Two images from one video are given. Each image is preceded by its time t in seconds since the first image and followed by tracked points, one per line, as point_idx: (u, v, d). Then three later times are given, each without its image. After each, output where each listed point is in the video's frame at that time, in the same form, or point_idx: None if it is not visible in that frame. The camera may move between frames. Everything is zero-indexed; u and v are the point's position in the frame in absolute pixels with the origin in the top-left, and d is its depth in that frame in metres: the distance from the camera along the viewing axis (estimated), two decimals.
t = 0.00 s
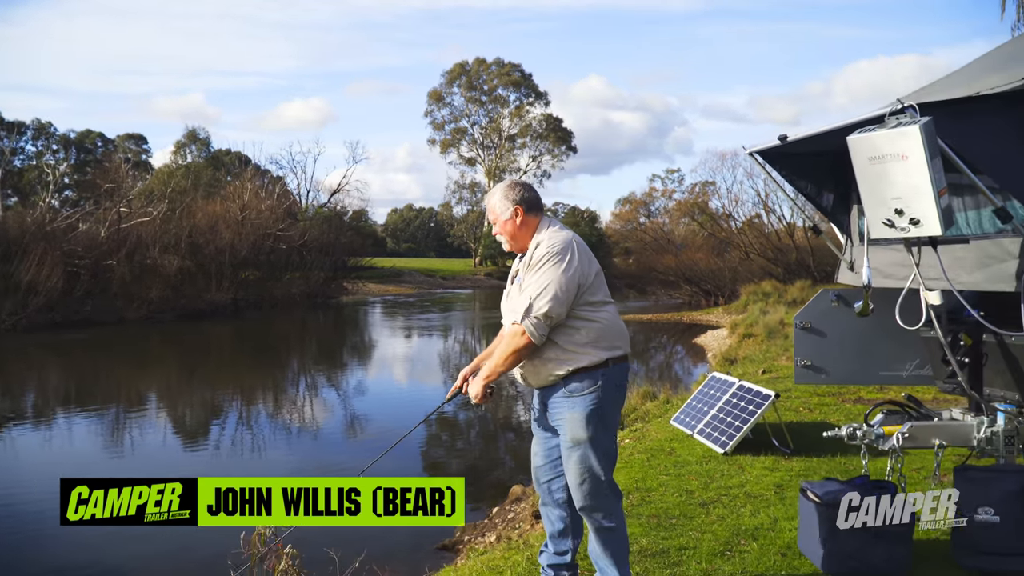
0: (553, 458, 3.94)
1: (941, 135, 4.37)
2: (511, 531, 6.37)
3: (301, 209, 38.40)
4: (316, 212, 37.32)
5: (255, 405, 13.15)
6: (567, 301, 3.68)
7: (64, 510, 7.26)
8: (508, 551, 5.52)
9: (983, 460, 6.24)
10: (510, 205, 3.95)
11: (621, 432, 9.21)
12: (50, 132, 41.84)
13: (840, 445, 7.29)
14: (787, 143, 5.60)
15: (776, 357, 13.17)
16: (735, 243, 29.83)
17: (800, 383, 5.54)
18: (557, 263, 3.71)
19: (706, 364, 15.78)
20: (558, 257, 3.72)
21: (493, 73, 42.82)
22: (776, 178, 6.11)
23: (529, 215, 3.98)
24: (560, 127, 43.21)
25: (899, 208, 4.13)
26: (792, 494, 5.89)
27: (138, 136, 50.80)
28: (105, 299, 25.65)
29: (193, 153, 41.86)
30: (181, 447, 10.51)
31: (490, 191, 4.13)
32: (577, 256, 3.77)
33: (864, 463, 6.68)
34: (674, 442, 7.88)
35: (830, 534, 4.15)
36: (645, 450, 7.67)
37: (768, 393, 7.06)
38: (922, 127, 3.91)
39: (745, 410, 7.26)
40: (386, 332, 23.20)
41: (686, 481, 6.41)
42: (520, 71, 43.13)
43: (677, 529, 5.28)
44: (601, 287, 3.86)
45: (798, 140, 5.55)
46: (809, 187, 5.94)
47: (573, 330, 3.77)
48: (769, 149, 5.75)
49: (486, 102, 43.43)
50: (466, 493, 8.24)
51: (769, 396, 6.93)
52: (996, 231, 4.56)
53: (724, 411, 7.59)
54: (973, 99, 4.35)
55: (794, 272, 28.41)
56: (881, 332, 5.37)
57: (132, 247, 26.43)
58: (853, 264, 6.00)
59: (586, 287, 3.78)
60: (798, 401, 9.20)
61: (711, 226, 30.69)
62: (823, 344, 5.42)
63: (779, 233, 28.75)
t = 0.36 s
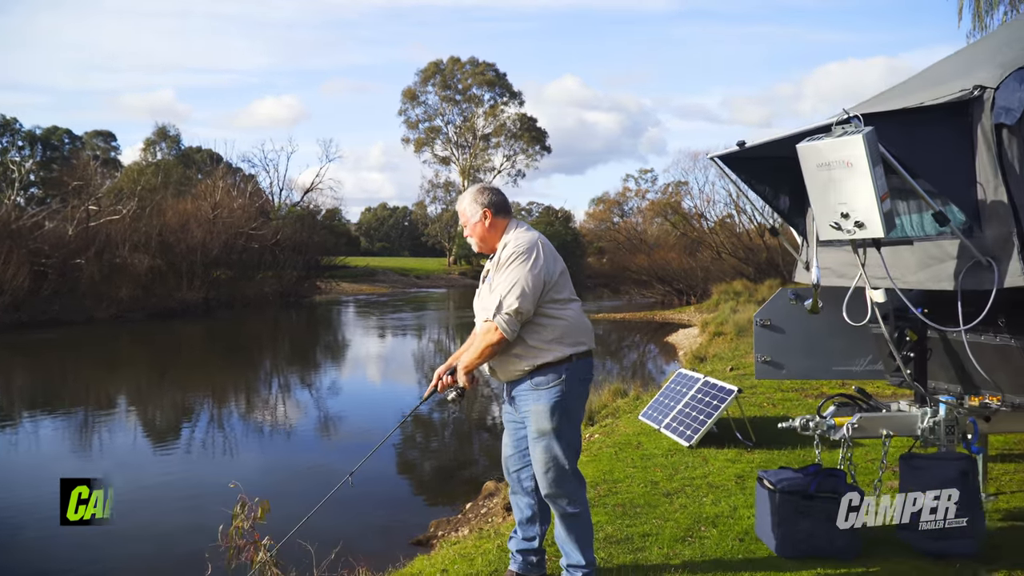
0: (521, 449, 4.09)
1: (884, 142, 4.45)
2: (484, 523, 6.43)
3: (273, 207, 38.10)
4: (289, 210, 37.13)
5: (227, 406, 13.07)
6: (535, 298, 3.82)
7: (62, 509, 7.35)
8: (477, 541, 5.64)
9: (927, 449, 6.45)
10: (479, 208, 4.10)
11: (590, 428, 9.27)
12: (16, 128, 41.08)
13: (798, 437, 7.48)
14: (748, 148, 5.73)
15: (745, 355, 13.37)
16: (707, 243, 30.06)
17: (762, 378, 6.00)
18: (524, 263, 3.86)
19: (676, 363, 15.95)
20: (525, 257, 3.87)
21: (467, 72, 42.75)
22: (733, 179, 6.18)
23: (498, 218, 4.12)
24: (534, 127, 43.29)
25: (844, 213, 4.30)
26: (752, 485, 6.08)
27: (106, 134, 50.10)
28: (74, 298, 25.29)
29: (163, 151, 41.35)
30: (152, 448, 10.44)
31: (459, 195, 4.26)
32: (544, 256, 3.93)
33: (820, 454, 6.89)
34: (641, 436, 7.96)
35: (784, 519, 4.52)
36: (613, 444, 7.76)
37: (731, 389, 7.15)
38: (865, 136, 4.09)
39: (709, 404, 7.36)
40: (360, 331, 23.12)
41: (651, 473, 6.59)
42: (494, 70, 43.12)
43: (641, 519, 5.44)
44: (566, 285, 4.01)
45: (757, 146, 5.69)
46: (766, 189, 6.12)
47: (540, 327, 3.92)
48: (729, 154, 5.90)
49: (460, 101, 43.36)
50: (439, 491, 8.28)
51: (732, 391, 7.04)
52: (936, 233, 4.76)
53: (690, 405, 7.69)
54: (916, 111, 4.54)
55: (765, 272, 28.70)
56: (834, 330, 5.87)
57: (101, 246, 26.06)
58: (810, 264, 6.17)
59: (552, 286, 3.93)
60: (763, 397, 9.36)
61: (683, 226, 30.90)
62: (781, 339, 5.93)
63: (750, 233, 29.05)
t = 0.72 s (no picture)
0: (485, 443, 4.15)
1: (827, 147, 4.75)
2: (449, 518, 6.46)
3: (237, 206, 37.63)
4: (253, 209, 36.71)
5: (189, 407, 12.94)
6: (496, 300, 3.87)
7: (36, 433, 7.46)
8: (439, 535, 5.69)
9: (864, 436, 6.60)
10: (446, 211, 4.16)
11: (554, 425, 9.32)
12: None
13: (754, 431, 7.63)
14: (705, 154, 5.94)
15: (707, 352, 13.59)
16: (672, 242, 30.31)
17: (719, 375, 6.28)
18: (486, 266, 3.90)
19: (641, 361, 16.13)
20: (487, 259, 3.92)
21: (433, 71, 42.61)
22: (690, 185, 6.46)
23: (465, 221, 4.17)
24: (500, 126, 43.32)
25: (791, 216, 4.70)
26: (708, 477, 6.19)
27: (64, 130, 49.05)
28: (31, 299, 24.76)
29: (123, 148, 40.61)
30: (112, 451, 10.31)
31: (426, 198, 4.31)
32: (507, 258, 3.98)
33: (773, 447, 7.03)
34: (603, 431, 8.06)
35: (736, 508, 4.65)
36: (575, 440, 7.85)
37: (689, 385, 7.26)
38: (808, 145, 4.43)
39: (668, 400, 7.46)
40: (325, 331, 22.97)
41: (611, 467, 6.67)
42: (461, 69, 43.04)
43: (600, 510, 5.54)
44: (527, 286, 4.06)
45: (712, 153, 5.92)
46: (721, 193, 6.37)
47: (501, 327, 3.97)
48: (686, 159, 6.13)
49: (426, 100, 43.21)
50: (406, 491, 8.26)
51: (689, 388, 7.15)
52: (878, 236, 5.11)
53: (650, 401, 7.79)
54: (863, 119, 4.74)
55: (729, 271, 29.02)
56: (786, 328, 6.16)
57: (59, 245, 25.51)
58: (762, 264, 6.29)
59: (513, 287, 3.98)
60: (723, 393, 9.50)
61: (649, 225, 31.13)
62: (736, 337, 6.23)
63: (714, 233, 29.37)
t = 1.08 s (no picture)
0: (444, 436, 4.24)
1: (771, 152, 5.04)
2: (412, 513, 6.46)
3: (198, 204, 37.09)
4: (214, 207, 36.19)
5: (149, 407, 12.75)
6: (459, 296, 3.92)
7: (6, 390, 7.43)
8: (401, 528, 5.78)
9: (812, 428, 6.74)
10: (407, 212, 4.19)
11: (515, 422, 9.34)
12: None
13: (709, 426, 7.77)
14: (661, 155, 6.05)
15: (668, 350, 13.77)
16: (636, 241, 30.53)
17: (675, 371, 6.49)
18: (448, 263, 3.94)
19: (603, 359, 16.27)
20: (448, 257, 3.96)
21: (397, 69, 42.42)
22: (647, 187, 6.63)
23: (424, 221, 4.20)
24: (465, 125, 43.29)
25: (737, 217, 4.97)
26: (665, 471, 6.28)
27: (19, 126, 47.87)
28: None
29: (81, 145, 39.76)
30: (69, 453, 10.13)
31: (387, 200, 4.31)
32: (467, 255, 4.02)
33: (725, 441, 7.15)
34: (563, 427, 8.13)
35: (688, 499, 4.81)
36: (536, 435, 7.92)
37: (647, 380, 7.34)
38: (753, 148, 4.71)
39: (627, 396, 7.54)
40: (289, 331, 22.76)
41: (570, 462, 6.76)
42: (425, 68, 42.91)
43: (558, 503, 5.68)
44: (486, 284, 4.10)
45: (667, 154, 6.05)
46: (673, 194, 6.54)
47: (461, 324, 4.02)
48: (640, 160, 6.25)
49: (390, 98, 43.00)
50: (370, 491, 8.23)
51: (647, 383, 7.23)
52: (821, 236, 5.28)
53: (608, 397, 7.87)
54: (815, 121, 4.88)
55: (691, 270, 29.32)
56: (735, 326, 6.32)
57: (14, 244, 24.90)
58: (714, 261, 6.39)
59: (473, 284, 4.02)
60: (682, 389, 9.61)
61: (613, 225, 31.33)
62: (691, 334, 6.45)
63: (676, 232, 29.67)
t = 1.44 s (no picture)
0: (412, 430, 4.41)
1: (729, 152, 5.18)
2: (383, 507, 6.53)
3: (169, 202, 36.64)
4: (185, 206, 35.82)
5: (121, 408, 12.62)
6: (422, 294, 4.08)
7: None
8: (371, 520, 5.82)
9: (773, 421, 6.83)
10: (376, 209, 4.31)
11: (487, 418, 9.38)
12: None
13: (677, 421, 7.85)
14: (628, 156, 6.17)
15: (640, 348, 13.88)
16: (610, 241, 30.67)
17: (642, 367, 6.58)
18: (413, 262, 4.12)
19: (577, 357, 16.35)
20: (414, 256, 4.12)
21: (371, 68, 42.22)
22: (612, 187, 6.71)
23: (394, 219, 4.34)
24: (439, 124, 43.21)
25: (697, 215, 5.22)
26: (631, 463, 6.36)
27: None
28: None
29: (49, 143, 39.11)
30: (39, 453, 10.01)
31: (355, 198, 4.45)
32: (433, 255, 4.20)
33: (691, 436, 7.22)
34: (533, 423, 8.14)
35: (652, 489, 4.95)
36: (507, 432, 7.94)
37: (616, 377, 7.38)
38: (711, 149, 4.90)
39: (596, 392, 7.58)
40: (262, 330, 22.59)
41: (539, 455, 6.84)
42: (399, 66, 42.74)
43: (525, 494, 5.76)
44: (452, 281, 4.28)
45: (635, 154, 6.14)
46: (642, 194, 6.67)
47: (426, 320, 4.19)
48: (607, 160, 6.33)
49: (364, 97, 42.79)
50: (344, 489, 8.25)
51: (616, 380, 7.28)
52: (779, 234, 5.45)
53: (579, 393, 7.90)
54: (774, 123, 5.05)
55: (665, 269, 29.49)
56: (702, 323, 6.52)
57: None
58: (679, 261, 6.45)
59: (439, 282, 4.19)
60: (651, 385, 9.71)
61: (586, 224, 31.43)
62: (656, 330, 6.55)
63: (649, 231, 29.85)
